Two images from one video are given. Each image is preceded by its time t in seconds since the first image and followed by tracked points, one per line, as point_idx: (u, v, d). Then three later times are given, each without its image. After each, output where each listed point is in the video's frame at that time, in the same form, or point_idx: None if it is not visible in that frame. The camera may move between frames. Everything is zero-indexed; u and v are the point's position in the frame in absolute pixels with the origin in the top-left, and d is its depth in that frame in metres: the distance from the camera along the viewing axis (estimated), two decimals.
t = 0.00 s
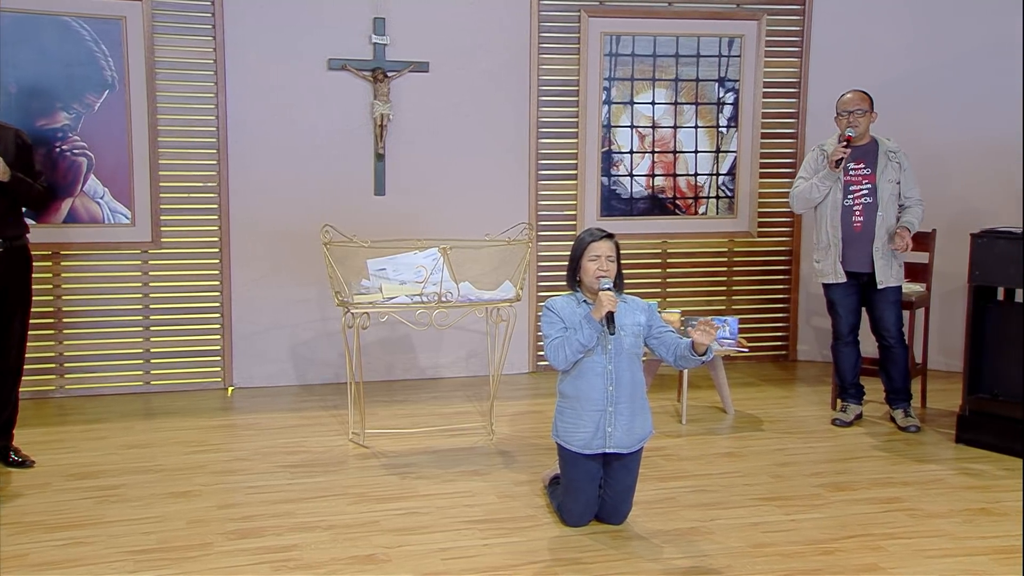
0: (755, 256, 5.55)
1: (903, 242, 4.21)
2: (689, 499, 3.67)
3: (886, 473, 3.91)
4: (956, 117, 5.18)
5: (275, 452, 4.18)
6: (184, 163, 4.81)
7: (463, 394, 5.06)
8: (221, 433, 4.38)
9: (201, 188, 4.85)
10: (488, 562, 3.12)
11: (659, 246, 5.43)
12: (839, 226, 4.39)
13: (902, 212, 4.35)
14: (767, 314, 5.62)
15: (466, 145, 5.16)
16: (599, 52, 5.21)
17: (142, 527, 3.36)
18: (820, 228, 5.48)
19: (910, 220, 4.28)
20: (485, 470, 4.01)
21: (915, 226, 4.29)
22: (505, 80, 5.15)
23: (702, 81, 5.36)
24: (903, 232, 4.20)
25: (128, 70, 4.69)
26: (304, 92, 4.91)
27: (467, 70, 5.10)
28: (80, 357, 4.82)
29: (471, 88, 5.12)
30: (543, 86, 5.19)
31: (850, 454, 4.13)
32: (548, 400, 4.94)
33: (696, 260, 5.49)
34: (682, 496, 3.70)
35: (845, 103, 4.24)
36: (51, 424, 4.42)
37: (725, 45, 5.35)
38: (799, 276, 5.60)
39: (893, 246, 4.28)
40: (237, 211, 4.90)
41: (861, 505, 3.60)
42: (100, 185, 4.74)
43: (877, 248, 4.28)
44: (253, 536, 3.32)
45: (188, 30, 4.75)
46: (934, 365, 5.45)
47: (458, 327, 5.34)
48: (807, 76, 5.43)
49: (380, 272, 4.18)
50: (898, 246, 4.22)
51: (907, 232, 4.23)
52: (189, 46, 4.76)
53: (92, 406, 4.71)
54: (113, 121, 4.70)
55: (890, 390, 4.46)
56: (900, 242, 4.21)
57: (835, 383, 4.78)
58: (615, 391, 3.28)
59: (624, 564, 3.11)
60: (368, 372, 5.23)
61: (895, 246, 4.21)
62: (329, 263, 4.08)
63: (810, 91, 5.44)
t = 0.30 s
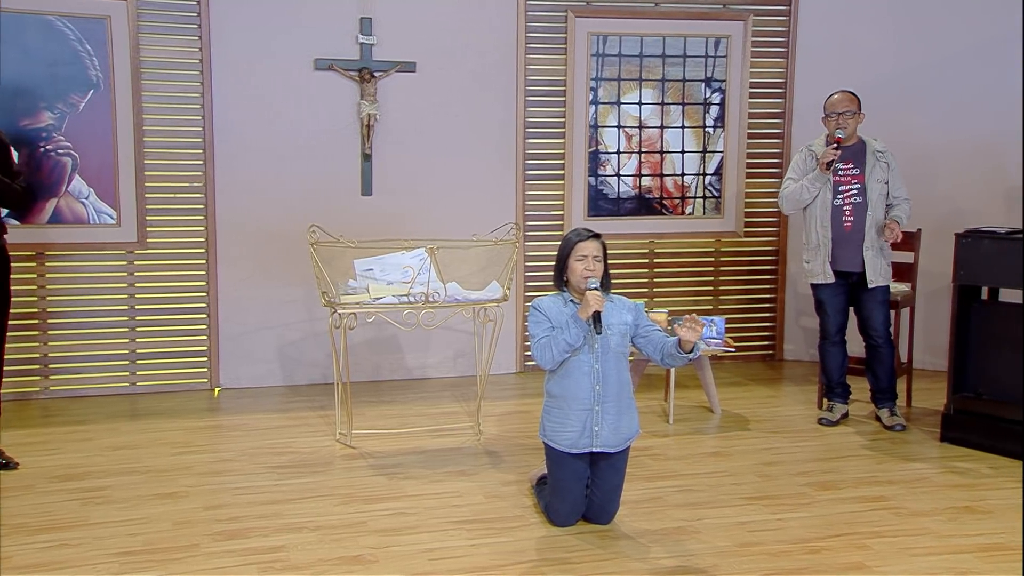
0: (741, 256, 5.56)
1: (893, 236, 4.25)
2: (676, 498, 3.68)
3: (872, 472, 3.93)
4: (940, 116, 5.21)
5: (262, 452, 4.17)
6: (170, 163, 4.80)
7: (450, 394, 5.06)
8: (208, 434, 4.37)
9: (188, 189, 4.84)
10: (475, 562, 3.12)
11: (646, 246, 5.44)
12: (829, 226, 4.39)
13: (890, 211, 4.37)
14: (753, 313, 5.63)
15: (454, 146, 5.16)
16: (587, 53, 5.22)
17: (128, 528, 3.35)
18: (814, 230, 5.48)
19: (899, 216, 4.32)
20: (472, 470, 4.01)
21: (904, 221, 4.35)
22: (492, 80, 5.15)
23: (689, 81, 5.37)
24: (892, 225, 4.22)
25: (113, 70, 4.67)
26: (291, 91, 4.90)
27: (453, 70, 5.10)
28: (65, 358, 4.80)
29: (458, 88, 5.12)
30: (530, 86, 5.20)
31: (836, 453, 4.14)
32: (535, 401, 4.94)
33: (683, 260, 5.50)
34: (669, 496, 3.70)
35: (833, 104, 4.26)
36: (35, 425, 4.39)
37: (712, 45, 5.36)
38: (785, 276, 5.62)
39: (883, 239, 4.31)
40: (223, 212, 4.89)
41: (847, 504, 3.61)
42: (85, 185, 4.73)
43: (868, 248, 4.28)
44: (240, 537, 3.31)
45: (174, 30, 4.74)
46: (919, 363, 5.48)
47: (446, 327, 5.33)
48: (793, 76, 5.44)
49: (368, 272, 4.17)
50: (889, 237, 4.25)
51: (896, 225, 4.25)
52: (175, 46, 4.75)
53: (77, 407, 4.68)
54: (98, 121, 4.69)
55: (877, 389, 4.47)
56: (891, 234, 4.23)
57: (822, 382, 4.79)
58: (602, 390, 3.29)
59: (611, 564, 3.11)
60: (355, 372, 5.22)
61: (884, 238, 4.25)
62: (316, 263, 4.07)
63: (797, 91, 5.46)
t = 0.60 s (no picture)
0: (727, 256, 5.58)
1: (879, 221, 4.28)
2: (663, 498, 3.68)
3: (858, 471, 3.94)
4: (923, 115, 5.25)
5: (248, 453, 4.16)
6: (156, 163, 4.78)
7: (437, 394, 5.06)
8: (194, 435, 4.35)
9: (173, 189, 4.82)
10: (462, 563, 3.12)
11: (633, 246, 5.45)
12: (819, 226, 4.41)
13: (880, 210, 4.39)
14: (739, 312, 5.65)
15: (440, 146, 5.15)
16: (573, 53, 5.22)
17: (113, 530, 3.34)
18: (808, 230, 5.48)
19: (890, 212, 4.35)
20: (459, 470, 4.01)
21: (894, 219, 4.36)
22: (479, 80, 5.15)
23: (675, 81, 5.38)
24: (879, 211, 4.27)
25: (97, 69, 4.65)
26: (277, 91, 4.89)
27: (440, 70, 5.10)
28: (48, 359, 4.77)
29: (445, 88, 5.12)
30: (517, 86, 5.20)
31: (822, 452, 4.16)
32: (522, 401, 4.94)
33: (670, 260, 5.51)
34: (656, 495, 3.71)
35: (824, 104, 4.27)
36: (19, 427, 4.37)
37: (698, 45, 5.37)
38: (771, 275, 5.63)
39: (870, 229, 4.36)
40: (209, 211, 4.88)
41: (832, 503, 3.62)
42: (69, 185, 4.70)
43: (858, 248, 4.31)
44: (226, 538, 3.30)
45: (158, 30, 4.72)
46: (902, 361, 5.49)
47: (433, 327, 5.33)
48: (779, 76, 5.45)
49: (354, 272, 4.16)
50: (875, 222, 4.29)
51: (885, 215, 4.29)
52: (159, 45, 4.73)
53: (61, 408, 4.66)
54: (82, 121, 4.67)
55: (863, 388, 4.49)
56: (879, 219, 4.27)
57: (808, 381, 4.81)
58: (589, 390, 3.29)
59: (597, 563, 3.11)
60: (342, 373, 5.21)
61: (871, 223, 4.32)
62: (302, 263, 4.06)
63: (782, 91, 5.47)
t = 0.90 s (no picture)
0: (713, 255, 5.59)
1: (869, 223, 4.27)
2: (649, 497, 3.69)
3: (843, 469, 3.96)
4: (907, 116, 5.28)
5: (234, 454, 4.15)
6: (140, 163, 4.76)
7: (424, 394, 5.05)
8: (179, 436, 4.33)
9: (158, 188, 4.80)
10: (448, 563, 3.12)
11: (619, 246, 5.46)
12: (811, 225, 4.44)
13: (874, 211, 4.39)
14: (725, 312, 5.66)
15: (427, 146, 5.15)
16: (559, 53, 5.23)
17: (97, 532, 3.32)
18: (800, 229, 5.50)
19: (883, 212, 4.34)
20: (446, 470, 4.01)
21: (887, 219, 4.35)
22: (464, 80, 5.15)
23: (661, 81, 5.39)
24: (869, 214, 4.27)
25: (80, 68, 4.63)
26: (263, 91, 4.87)
27: (425, 70, 5.09)
28: (32, 360, 4.75)
29: (430, 88, 5.11)
30: (502, 86, 5.20)
31: (808, 451, 4.17)
32: (509, 401, 4.94)
33: (656, 260, 5.53)
34: (642, 495, 3.72)
35: (821, 104, 4.27)
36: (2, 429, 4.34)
37: (684, 45, 5.38)
38: (757, 275, 5.65)
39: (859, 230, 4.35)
40: (194, 211, 4.86)
41: (817, 501, 3.64)
42: (53, 185, 4.68)
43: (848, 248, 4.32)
44: (211, 539, 3.29)
45: (142, 29, 4.70)
46: (885, 361, 5.54)
47: (419, 327, 5.32)
48: (764, 77, 5.46)
49: (340, 272, 4.15)
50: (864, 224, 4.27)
51: (875, 216, 4.28)
52: (142, 44, 4.71)
53: (44, 410, 4.64)
54: (65, 120, 4.64)
55: (848, 387, 4.51)
56: (867, 221, 4.26)
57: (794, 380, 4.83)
58: (575, 390, 3.29)
59: (583, 563, 3.12)
60: (328, 372, 5.21)
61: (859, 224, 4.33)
62: (287, 264, 4.06)
63: (768, 92, 5.48)
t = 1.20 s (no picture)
0: (700, 255, 5.60)
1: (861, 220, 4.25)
2: (636, 497, 3.69)
3: (829, 468, 3.97)
4: (893, 116, 5.30)
5: (220, 455, 4.13)
6: (126, 163, 4.74)
7: (411, 394, 5.05)
8: (166, 437, 4.32)
9: (144, 188, 4.78)
10: (435, 563, 3.12)
11: (606, 246, 5.46)
12: (809, 224, 4.45)
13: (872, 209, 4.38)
14: (713, 311, 5.67)
15: (414, 146, 5.14)
16: (546, 53, 5.23)
17: (82, 534, 3.31)
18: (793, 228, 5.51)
19: (879, 211, 4.31)
20: (433, 471, 4.00)
21: (883, 218, 4.32)
22: (451, 80, 5.15)
23: (648, 81, 5.40)
24: (862, 210, 4.25)
25: (64, 68, 4.61)
26: (249, 90, 4.86)
27: (413, 69, 5.09)
28: (16, 361, 4.72)
29: (417, 87, 5.11)
30: (489, 87, 5.20)
31: (794, 450, 4.18)
32: (496, 400, 4.94)
33: (642, 260, 5.53)
34: (629, 494, 3.72)
35: (821, 103, 4.30)
36: None
37: (670, 46, 5.39)
38: (744, 274, 5.66)
39: (856, 227, 4.32)
40: (181, 211, 4.84)
41: (804, 500, 3.65)
42: (37, 185, 4.66)
43: (846, 246, 4.33)
44: (198, 540, 3.28)
45: (127, 29, 4.68)
46: (872, 360, 5.56)
47: (406, 327, 5.32)
48: (751, 77, 5.47)
49: (327, 272, 4.15)
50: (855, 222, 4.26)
51: (868, 213, 4.26)
52: (127, 43, 4.69)
53: (29, 411, 4.62)
54: (49, 120, 4.62)
55: (836, 386, 4.52)
56: (859, 218, 4.25)
57: (780, 379, 4.84)
58: (562, 390, 3.29)
59: (570, 563, 3.12)
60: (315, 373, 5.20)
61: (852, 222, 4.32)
62: (274, 264, 4.05)
63: (754, 92, 5.49)
